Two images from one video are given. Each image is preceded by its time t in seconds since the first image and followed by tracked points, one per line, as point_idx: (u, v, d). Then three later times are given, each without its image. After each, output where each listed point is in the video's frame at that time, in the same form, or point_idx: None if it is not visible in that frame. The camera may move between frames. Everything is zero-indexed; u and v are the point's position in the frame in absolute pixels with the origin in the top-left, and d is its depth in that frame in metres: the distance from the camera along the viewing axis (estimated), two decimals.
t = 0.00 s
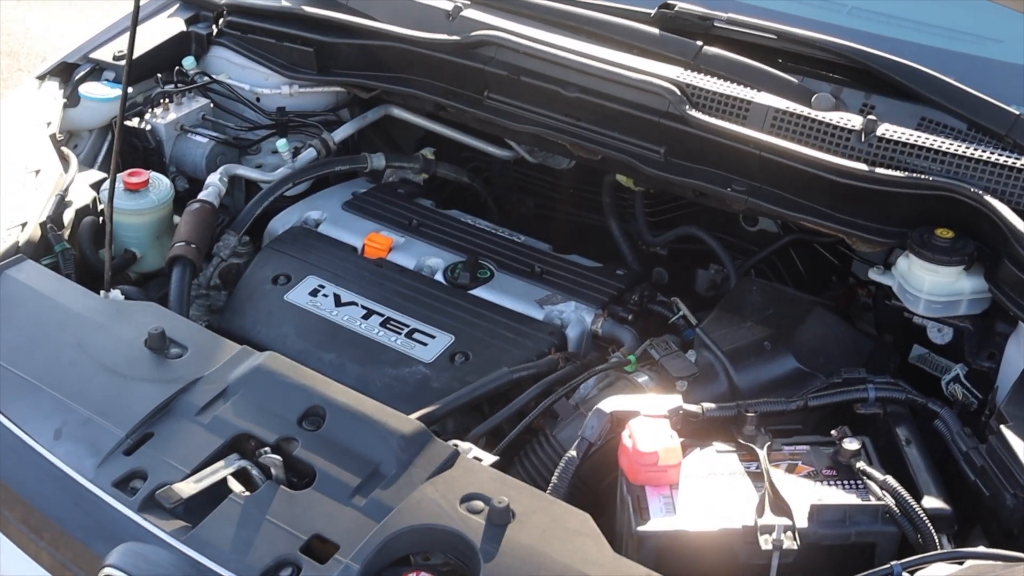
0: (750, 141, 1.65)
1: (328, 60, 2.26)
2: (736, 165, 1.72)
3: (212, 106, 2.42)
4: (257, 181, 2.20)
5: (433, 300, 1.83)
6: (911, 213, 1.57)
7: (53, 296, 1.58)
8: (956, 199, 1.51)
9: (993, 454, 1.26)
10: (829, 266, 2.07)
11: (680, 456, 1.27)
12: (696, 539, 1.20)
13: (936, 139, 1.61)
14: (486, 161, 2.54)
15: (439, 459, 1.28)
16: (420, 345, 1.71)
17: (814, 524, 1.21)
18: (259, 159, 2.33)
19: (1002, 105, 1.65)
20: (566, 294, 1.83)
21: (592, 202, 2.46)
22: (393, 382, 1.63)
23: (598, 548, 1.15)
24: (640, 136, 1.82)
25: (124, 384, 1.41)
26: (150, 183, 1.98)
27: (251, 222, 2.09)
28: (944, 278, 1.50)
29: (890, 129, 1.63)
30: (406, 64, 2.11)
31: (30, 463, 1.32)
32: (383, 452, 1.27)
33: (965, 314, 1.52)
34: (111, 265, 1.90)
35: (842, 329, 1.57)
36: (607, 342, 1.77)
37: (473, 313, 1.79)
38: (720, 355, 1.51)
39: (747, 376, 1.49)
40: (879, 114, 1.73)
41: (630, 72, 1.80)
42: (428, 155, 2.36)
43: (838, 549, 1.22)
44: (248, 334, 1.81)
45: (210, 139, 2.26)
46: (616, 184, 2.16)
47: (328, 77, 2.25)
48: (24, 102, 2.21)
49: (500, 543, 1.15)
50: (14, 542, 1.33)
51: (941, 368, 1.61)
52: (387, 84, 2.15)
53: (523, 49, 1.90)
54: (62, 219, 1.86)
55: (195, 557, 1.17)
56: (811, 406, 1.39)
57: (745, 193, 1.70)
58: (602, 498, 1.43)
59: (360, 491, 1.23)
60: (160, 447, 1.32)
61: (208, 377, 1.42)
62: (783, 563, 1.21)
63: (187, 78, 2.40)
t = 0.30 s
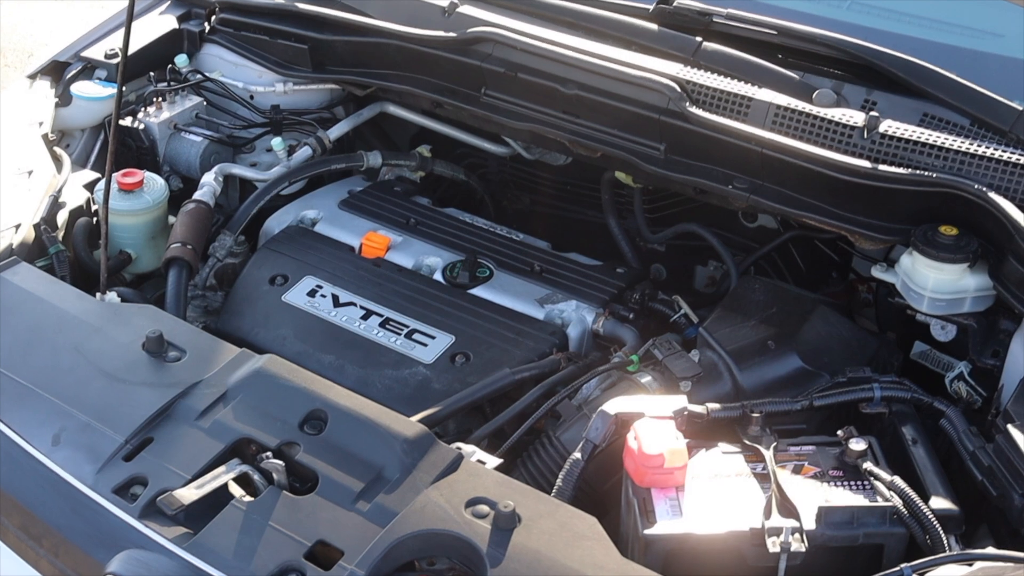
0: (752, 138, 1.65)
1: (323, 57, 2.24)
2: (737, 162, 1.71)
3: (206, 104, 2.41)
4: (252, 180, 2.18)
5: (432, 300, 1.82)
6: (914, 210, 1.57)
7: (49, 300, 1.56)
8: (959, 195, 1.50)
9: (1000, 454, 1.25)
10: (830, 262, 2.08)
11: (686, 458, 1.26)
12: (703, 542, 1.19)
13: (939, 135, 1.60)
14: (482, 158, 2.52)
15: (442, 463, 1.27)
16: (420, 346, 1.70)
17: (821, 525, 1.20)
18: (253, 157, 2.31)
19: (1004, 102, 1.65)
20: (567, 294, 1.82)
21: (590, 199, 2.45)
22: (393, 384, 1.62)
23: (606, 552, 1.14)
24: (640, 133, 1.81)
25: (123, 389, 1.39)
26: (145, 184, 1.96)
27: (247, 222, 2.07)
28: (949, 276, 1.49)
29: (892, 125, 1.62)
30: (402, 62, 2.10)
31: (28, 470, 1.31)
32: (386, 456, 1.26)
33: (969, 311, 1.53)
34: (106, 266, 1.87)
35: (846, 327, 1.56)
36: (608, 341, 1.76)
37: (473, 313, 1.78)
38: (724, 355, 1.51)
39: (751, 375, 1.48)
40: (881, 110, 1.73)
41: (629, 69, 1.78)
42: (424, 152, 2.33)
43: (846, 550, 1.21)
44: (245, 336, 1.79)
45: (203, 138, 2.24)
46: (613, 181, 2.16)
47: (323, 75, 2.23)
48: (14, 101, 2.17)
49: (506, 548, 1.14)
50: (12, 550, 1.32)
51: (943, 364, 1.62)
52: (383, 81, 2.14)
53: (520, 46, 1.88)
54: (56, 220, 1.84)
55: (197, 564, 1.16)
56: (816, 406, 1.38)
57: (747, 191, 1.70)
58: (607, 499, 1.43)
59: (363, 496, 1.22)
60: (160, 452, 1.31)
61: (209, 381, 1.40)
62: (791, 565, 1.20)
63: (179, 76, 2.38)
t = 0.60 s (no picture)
0: (752, 135, 1.64)
1: (316, 54, 2.22)
2: (737, 159, 1.70)
3: (198, 102, 2.40)
4: (246, 179, 2.17)
5: (431, 299, 1.81)
6: (915, 206, 1.57)
7: (44, 302, 1.54)
8: (961, 191, 1.50)
9: (1006, 452, 1.25)
10: (828, 258, 2.08)
11: (691, 459, 1.25)
12: (710, 543, 1.19)
13: (939, 131, 1.60)
14: (477, 155, 2.51)
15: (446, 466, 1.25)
16: (419, 346, 1.69)
17: (828, 526, 1.19)
18: (247, 155, 2.29)
19: (1005, 96, 1.64)
20: (566, 292, 1.82)
21: (586, 196, 2.44)
22: (393, 385, 1.61)
23: (613, 555, 1.13)
24: (638, 130, 1.81)
25: (121, 393, 1.38)
26: (138, 184, 1.93)
27: (242, 221, 2.06)
28: (952, 272, 1.49)
29: (893, 121, 1.62)
30: (397, 59, 2.08)
31: (25, 476, 1.29)
32: (389, 459, 1.24)
33: (971, 308, 1.52)
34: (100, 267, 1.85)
35: (848, 325, 1.56)
36: (608, 340, 1.75)
37: (473, 313, 1.77)
38: (726, 353, 1.50)
39: (753, 373, 1.48)
40: (880, 106, 1.72)
41: (627, 65, 1.76)
42: (420, 150, 2.32)
43: (853, 550, 1.21)
44: (242, 336, 1.78)
45: (196, 136, 2.22)
46: (612, 178, 2.16)
47: (316, 72, 2.21)
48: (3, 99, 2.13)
49: (513, 551, 1.13)
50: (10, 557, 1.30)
51: (943, 360, 1.63)
52: (377, 78, 2.12)
53: (515, 42, 1.86)
54: (49, 221, 1.81)
55: (200, 570, 1.15)
56: (819, 405, 1.38)
57: (747, 188, 1.70)
58: (612, 500, 1.42)
59: (367, 500, 1.21)
60: (160, 457, 1.29)
61: (208, 385, 1.39)
62: (798, 566, 1.19)
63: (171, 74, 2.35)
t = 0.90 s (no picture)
0: (751, 132, 1.63)
1: (309, 52, 2.20)
2: (736, 156, 1.70)
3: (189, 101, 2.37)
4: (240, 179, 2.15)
5: (429, 299, 1.79)
6: (915, 202, 1.57)
7: (38, 306, 1.52)
8: (961, 187, 1.50)
9: (1011, 448, 1.25)
10: (826, 254, 2.09)
11: (696, 459, 1.24)
12: (718, 544, 1.18)
13: (939, 126, 1.59)
14: (470, 152, 2.50)
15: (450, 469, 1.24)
16: (418, 347, 1.68)
17: (836, 525, 1.19)
18: (239, 155, 2.28)
19: (1004, 92, 1.64)
20: (565, 290, 1.81)
21: (581, 193, 2.43)
22: (392, 387, 1.60)
23: (621, 557, 1.12)
24: (636, 127, 1.80)
25: (119, 398, 1.36)
26: (131, 185, 1.91)
27: (236, 221, 2.04)
28: (953, 268, 1.50)
29: (892, 117, 1.61)
30: (391, 57, 2.06)
31: (24, 483, 1.27)
32: (393, 462, 1.23)
33: (972, 303, 1.53)
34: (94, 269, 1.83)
35: (851, 321, 1.55)
36: (608, 339, 1.75)
37: (471, 312, 1.76)
38: (729, 351, 1.50)
39: (756, 371, 1.48)
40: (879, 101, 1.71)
41: (624, 62, 1.75)
42: (414, 148, 2.30)
43: (861, 549, 1.20)
44: (239, 338, 1.76)
45: (188, 136, 2.20)
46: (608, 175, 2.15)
47: (308, 70, 2.19)
48: None
49: (520, 554, 1.12)
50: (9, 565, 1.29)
51: (941, 355, 1.63)
52: (370, 76, 2.10)
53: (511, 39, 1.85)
54: (41, 224, 1.79)
55: None
56: (823, 403, 1.38)
57: (747, 185, 1.69)
58: (616, 500, 1.42)
59: (372, 505, 1.19)
60: (160, 463, 1.28)
61: (207, 389, 1.37)
62: (806, 566, 1.19)
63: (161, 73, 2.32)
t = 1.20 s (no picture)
0: (750, 128, 1.63)
1: (301, 52, 2.17)
2: (734, 153, 1.70)
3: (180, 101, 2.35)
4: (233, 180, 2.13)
5: (427, 300, 1.78)
6: (915, 198, 1.57)
7: (34, 311, 1.50)
8: (962, 183, 1.51)
9: (1015, 444, 1.26)
10: (821, 249, 2.09)
11: (702, 458, 1.24)
12: (725, 544, 1.18)
13: (938, 121, 1.60)
14: (462, 150, 2.49)
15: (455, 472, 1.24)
16: (417, 348, 1.67)
17: (842, 523, 1.19)
18: (231, 155, 2.26)
19: (1003, 87, 1.64)
20: (563, 290, 1.80)
21: (576, 191, 2.43)
22: (392, 389, 1.59)
23: (630, 559, 1.12)
24: (631, 124, 1.79)
25: (118, 404, 1.35)
26: (124, 187, 1.89)
27: (230, 223, 2.03)
28: (953, 264, 1.50)
29: (891, 113, 1.62)
30: (386, 56, 2.05)
31: (23, 492, 1.26)
32: (397, 466, 1.22)
33: (973, 299, 1.53)
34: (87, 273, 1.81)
35: (849, 318, 1.56)
36: (607, 338, 1.74)
37: (470, 312, 1.75)
38: (731, 350, 1.50)
39: (759, 369, 1.48)
40: (877, 97, 1.72)
41: (621, 60, 1.75)
42: (408, 147, 2.29)
43: (868, 547, 1.20)
44: (236, 341, 1.75)
45: (180, 137, 2.18)
46: (604, 173, 2.14)
47: (301, 70, 2.17)
48: None
49: (529, 558, 1.11)
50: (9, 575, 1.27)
51: (938, 349, 1.65)
52: (364, 75, 2.09)
53: (507, 37, 1.84)
54: (34, 227, 1.77)
55: None
56: (826, 401, 1.38)
57: (746, 182, 1.69)
58: (621, 501, 1.41)
59: (377, 509, 1.18)
60: (162, 470, 1.27)
61: (207, 393, 1.36)
62: (813, 565, 1.19)
63: (152, 74, 2.31)
